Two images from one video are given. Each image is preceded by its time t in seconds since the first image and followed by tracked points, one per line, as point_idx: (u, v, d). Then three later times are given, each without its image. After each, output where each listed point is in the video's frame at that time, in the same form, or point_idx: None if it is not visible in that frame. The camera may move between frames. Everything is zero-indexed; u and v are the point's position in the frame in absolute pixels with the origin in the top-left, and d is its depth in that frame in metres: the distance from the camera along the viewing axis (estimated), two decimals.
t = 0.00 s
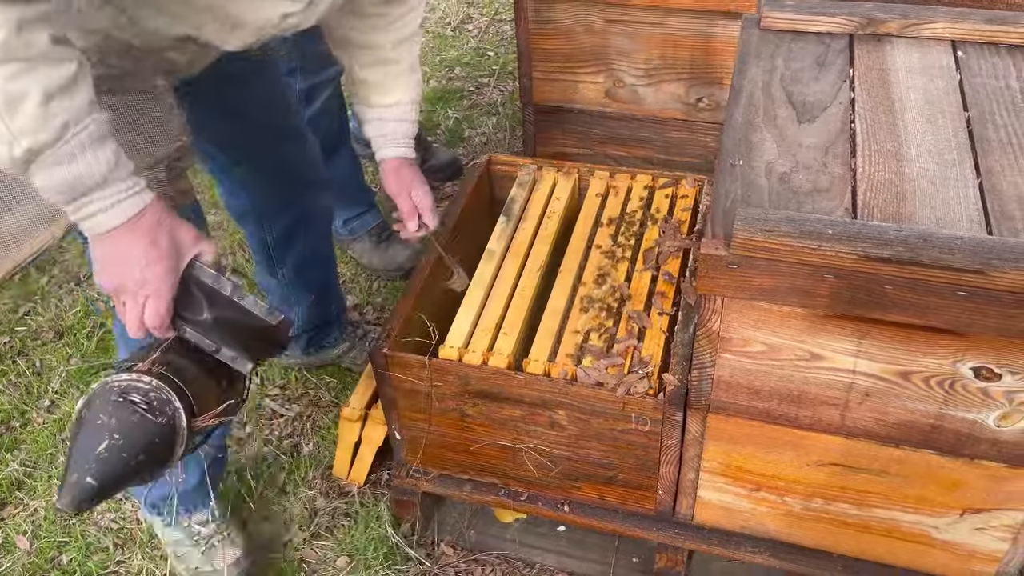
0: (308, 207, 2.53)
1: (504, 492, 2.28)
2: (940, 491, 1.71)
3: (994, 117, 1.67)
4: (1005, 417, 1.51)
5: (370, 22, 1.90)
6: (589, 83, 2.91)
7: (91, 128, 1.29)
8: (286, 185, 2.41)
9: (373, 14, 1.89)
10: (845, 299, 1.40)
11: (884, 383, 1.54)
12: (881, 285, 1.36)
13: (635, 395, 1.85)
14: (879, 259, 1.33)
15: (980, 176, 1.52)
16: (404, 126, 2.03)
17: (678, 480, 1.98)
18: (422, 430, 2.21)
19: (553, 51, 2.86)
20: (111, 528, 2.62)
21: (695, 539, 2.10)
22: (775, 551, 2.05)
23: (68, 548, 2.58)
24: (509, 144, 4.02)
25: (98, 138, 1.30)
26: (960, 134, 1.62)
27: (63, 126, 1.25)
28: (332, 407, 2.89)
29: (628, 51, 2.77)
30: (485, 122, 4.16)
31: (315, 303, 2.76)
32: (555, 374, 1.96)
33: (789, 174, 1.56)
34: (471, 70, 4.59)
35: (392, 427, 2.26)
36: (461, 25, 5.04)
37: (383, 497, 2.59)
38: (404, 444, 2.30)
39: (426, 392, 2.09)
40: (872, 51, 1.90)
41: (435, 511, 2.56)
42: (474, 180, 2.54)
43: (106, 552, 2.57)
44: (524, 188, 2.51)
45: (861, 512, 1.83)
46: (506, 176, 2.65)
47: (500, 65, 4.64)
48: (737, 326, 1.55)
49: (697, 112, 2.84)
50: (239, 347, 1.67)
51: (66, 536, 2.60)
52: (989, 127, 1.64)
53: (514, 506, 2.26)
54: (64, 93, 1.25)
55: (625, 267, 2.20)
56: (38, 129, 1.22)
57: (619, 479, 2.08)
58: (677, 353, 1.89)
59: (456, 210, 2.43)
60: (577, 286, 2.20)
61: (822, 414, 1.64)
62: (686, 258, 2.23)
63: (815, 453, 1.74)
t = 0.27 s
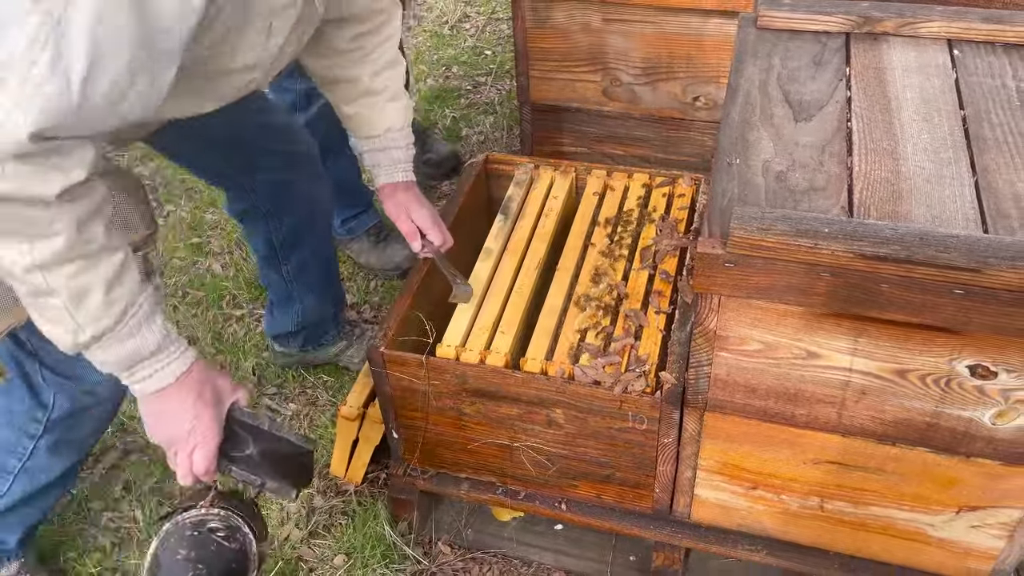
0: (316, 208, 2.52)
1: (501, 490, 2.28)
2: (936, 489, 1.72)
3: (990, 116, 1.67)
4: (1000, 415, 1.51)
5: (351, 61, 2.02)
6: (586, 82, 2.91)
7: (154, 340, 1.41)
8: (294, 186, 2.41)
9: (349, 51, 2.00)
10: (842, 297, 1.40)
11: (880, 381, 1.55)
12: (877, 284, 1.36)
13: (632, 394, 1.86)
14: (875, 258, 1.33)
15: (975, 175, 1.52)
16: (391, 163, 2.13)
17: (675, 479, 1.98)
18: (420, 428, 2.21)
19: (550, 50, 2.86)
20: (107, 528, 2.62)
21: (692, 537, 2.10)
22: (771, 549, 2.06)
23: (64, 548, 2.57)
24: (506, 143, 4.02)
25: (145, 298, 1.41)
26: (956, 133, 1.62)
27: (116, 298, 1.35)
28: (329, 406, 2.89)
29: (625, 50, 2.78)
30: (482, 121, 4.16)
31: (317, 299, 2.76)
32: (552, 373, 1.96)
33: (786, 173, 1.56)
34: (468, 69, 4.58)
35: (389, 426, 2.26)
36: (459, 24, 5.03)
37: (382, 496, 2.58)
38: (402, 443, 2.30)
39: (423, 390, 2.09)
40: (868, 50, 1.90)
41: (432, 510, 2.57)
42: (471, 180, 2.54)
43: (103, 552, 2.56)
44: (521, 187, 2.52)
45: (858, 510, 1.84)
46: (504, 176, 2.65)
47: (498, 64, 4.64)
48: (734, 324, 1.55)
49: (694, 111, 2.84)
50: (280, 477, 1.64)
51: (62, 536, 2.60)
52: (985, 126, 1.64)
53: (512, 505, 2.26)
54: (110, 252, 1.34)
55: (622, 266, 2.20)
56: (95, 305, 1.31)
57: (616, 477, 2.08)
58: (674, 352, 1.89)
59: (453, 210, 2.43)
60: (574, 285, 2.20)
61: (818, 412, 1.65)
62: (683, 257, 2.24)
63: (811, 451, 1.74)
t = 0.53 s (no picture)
0: (327, 203, 2.53)
1: (498, 489, 2.28)
2: (932, 488, 1.72)
3: (987, 115, 1.67)
4: (997, 414, 1.51)
5: (321, 81, 2.10)
6: (584, 80, 2.91)
7: (216, 478, 1.48)
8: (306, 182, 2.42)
9: (319, 72, 2.08)
10: (839, 297, 1.40)
11: (877, 380, 1.55)
12: (874, 283, 1.36)
13: (629, 392, 1.85)
14: (871, 257, 1.33)
15: (973, 174, 1.52)
16: (378, 170, 2.17)
17: (672, 478, 1.98)
18: (417, 427, 2.21)
19: (548, 48, 2.85)
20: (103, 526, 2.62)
21: (689, 536, 2.10)
22: (768, 548, 2.06)
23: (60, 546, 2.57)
24: (504, 141, 4.02)
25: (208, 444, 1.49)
26: (953, 132, 1.62)
27: (188, 444, 1.42)
28: (326, 404, 2.89)
29: (623, 48, 2.77)
30: (480, 119, 4.16)
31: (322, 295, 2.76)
32: (549, 371, 1.95)
33: (783, 172, 1.56)
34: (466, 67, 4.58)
35: (386, 424, 2.25)
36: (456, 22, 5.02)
37: (379, 493, 2.57)
38: (399, 441, 2.29)
39: (420, 389, 2.08)
40: (866, 49, 1.90)
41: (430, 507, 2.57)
42: (469, 178, 2.53)
43: (99, 550, 2.56)
44: (519, 185, 2.51)
45: (854, 509, 1.84)
46: (501, 174, 2.64)
47: (495, 62, 4.63)
48: (731, 323, 1.55)
49: (692, 110, 2.84)
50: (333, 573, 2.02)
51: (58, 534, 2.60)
52: (982, 125, 1.64)
53: (509, 503, 2.26)
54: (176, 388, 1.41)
55: (619, 265, 2.20)
56: (170, 448, 1.39)
57: (612, 476, 2.08)
58: (671, 351, 1.89)
59: (451, 206, 2.43)
60: (571, 284, 2.20)
61: (815, 412, 1.65)
62: (680, 256, 2.24)
63: (808, 450, 1.74)
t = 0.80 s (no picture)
0: (349, 209, 2.49)
1: (497, 487, 2.28)
2: (933, 488, 1.72)
3: (989, 114, 1.66)
4: (998, 414, 1.51)
5: (320, 80, 2.02)
6: (584, 78, 2.90)
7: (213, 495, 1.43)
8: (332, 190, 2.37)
9: (318, 69, 1.99)
10: (840, 296, 1.40)
11: (877, 380, 1.54)
12: (875, 282, 1.36)
13: (629, 391, 1.85)
14: (873, 257, 1.32)
15: (975, 174, 1.51)
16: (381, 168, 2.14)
17: (671, 477, 1.98)
18: (415, 425, 2.21)
19: (548, 45, 2.85)
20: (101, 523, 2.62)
21: (688, 535, 2.10)
22: (767, 547, 2.06)
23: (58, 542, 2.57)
24: (503, 139, 4.01)
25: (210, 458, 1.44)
26: (955, 131, 1.62)
27: (188, 470, 1.36)
28: (325, 401, 2.89)
29: (623, 46, 2.76)
30: (480, 117, 4.15)
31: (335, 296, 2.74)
32: (549, 369, 1.94)
33: (784, 171, 1.55)
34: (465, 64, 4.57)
35: (385, 422, 2.25)
36: (456, 19, 5.01)
37: (378, 491, 2.57)
38: (397, 440, 2.29)
39: (419, 386, 2.08)
40: (868, 48, 1.90)
41: (428, 506, 2.57)
42: (469, 175, 2.53)
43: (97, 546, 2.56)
44: (519, 183, 2.51)
45: (854, 509, 1.84)
46: (501, 171, 2.64)
47: (495, 59, 4.62)
48: (732, 322, 1.55)
49: (692, 108, 2.83)
50: None
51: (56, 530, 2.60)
52: (984, 125, 1.63)
53: (508, 501, 2.26)
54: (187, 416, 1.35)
55: (619, 263, 2.20)
56: (170, 476, 1.32)
57: (612, 475, 2.08)
58: (671, 349, 1.88)
59: (451, 203, 2.42)
60: (571, 282, 2.20)
61: (816, 411, 1.64)
62: (680, 255, 2.23)
63: (808, 449, 1.74)
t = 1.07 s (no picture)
0: (367, 207, 2.53)
1: (499, 485, 2.28)
2: (935, 488, 1.71)
3: (994, 113, 1.66)
4: (1001, 414, 1.51)
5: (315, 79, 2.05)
6: (587, 75, 2.90)
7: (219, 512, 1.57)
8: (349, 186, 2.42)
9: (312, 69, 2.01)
10: (845, 295, 1.39)
11: (881, 379, 1.54)
12: (881, 281, 1.35)
13: (631, 389, 1.85)
14: (879, 255, 1.32)
15: (980, 173, 1.51)
16: (381, 165, 2.23)
17: (674, 475, 1.98)
18: (417, 422, 2.20)
19: (551, 42, 2.84)
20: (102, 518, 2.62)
21: (689, 533, 2.10)
22: (769, 546, 2.06)
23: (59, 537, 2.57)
24: (505, 136, 4.01)
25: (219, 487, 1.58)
26: (961, 130, 1.62)
27: (200, 491, 1.51)
28: (326, 398, 2.90)
29: (626, 43, 2.76)
30: (481, 114, 4.14)
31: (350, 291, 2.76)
32: (551, 367, 1.94)
33: (789, 169, 1.55)
34: (467, 61, 4.56)
35: (386, 419, 2.24)
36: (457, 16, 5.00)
37: (378, 488, 2.56)
38: (399, 437, 2.28)
39: (421, 383, 2.07)
40: (873, 46, 1.89)
41: (429, 503, 2.57)
42: (471, 172, 2.52)
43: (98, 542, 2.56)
44: (521, 180, 2.50)
45: (856, 508, 1.84)
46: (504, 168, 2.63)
47: (496, 56, 4.61)
48: (736, 321, 1.55)
49: (695, 106, 2.83)
50: None
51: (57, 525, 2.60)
52: (990, 124, 1.63)
53: (509, 499, 2.26)
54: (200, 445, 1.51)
55: (622, 261, 2.19)
56: (184, 501, 1.48)
57: (613, 473, 2.07)
58: (674, 347, 1.87)
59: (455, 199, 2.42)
60: (574, 280, 2.19)
61: (819, 410, 1.64)
62: (683, 253, 2.23)
63: (811, 448, 1.74)
